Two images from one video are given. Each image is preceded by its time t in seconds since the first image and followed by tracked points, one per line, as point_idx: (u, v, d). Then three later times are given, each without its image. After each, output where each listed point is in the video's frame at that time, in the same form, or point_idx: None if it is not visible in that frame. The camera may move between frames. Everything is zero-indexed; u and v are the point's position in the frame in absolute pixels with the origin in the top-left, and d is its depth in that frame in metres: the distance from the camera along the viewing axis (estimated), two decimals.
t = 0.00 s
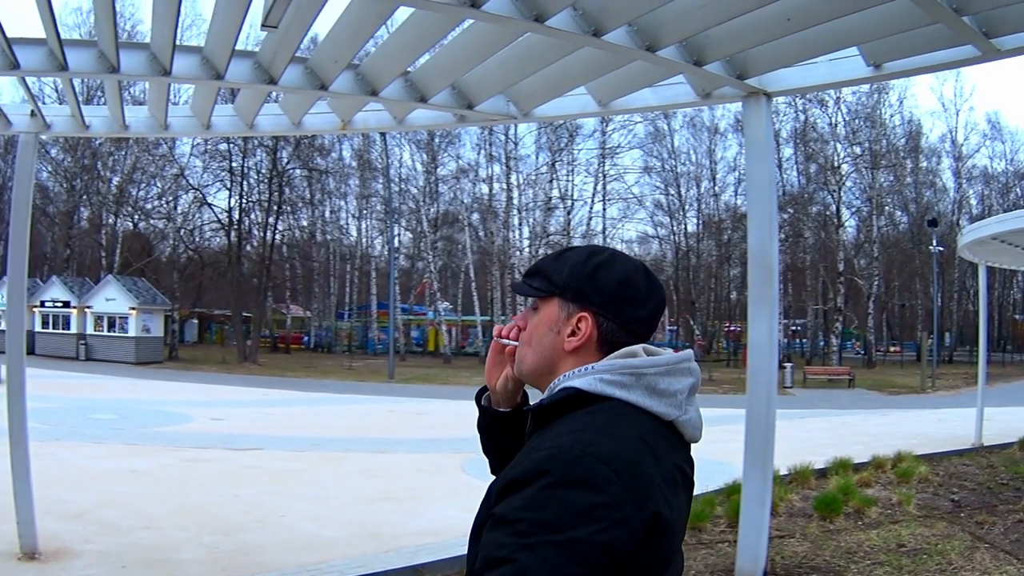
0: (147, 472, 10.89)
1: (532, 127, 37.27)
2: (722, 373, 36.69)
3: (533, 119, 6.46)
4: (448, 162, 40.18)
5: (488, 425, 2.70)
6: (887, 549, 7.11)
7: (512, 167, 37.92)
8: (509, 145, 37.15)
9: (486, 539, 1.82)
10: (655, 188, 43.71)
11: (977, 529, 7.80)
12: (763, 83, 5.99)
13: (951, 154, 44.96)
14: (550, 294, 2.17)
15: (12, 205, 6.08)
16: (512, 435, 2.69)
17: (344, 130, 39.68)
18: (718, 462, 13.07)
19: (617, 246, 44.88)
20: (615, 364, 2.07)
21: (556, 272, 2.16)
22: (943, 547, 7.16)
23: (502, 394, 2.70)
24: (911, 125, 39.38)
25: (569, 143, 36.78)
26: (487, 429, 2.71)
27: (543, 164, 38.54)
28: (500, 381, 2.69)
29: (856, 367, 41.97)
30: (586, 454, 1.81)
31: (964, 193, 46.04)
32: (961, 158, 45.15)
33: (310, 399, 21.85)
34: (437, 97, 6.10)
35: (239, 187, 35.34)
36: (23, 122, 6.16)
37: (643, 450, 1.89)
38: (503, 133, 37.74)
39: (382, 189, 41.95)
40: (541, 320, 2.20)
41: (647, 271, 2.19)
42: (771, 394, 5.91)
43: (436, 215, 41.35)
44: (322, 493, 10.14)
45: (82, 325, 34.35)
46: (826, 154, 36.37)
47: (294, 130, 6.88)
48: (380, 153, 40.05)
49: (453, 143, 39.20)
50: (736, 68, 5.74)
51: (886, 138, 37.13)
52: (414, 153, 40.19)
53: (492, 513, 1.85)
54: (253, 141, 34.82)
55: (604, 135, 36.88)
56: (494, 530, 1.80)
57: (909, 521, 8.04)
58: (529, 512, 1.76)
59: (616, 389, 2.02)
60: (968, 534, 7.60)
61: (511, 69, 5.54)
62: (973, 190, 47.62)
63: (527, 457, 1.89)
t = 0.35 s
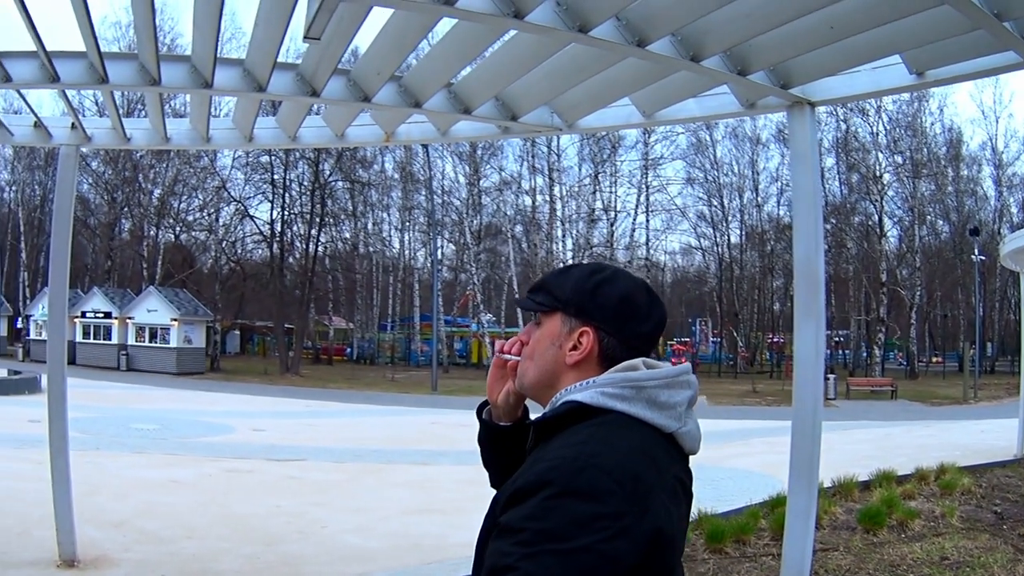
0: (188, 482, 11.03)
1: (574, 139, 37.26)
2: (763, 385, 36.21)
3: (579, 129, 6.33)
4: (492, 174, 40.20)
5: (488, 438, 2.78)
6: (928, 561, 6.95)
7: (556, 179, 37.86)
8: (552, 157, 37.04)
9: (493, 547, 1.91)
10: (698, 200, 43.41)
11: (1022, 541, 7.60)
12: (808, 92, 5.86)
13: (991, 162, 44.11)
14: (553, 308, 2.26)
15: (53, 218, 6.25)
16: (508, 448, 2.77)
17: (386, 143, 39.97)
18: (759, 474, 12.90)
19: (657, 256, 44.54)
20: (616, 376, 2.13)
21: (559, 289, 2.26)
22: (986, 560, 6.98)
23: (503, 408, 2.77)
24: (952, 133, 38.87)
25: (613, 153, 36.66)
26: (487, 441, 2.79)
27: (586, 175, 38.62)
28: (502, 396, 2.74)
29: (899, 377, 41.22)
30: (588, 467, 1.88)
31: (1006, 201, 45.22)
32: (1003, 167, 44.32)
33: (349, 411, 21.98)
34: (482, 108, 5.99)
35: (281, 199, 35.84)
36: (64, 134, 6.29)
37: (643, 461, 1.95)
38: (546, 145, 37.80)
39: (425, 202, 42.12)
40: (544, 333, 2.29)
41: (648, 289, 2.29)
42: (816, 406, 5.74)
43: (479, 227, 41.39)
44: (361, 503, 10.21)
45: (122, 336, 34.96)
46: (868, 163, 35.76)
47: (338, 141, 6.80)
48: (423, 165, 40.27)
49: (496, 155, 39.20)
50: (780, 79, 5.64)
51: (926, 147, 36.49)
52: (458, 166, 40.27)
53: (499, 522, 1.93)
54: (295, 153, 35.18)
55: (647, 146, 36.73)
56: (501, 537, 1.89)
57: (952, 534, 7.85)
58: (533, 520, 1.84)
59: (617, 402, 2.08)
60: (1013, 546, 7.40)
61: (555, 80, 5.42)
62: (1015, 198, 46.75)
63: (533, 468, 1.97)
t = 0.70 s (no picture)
0: (235, 492, 11.13)
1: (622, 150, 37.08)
2: (811, 397, 35.52)
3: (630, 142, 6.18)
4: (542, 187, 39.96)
5: (487, 455, 2.75)
6: None
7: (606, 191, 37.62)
8: (601, 169, 36.79)
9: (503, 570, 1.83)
10: (746, 211, 42.80)
11: None
12: (859, 102, 5.63)
13: None
14: (558, 329, 2.19)
15: (99, 228, 6.38)
16: (506, 465, 2.74)
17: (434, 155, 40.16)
18: (806, 487, 12.60)
19: (705, 268, 44.09)
20: (618, 397, 2.07)
21: (564, 309, 2.20)
22: None
23: (502, 426, 2.72)
24: (1000, 142, 38.10)
25: (662, 165, 36.33)
26: (485, 459, 2.76)
27: (635, 187, 38.39)
28: (502, 414, 2.69)
29: (945, 391, 40.23)
30: (599, 485, 1.83)
31: None
32: None
33: (392, 422, 22.04)
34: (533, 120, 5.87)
35: (329, 211, 36.23)
36: (110, 144, 6.42)
37: (650, 477, 1.90)
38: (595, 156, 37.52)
39: (474, 214, 42.17)
40: (549, 354, 2.21)
41: (653, 312, 2.22)
42: (870, 421, 5.58)
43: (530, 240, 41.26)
44: (404, 515, 10.19)
45: (169, 345, 35.37)
46: (915, 174, 34.93)
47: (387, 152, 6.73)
48: (472, 177, 40.36)
49: (546, 167, 38.95)
50: (831, 89, 5.46)
51: (972, 157, 35.61)
52: (506, 177, 40.18)
53: (510, 544, 1.87)
54: (343, 164, 35.49)
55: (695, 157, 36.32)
56: (511, 561, 1.82)
57: (1003, 549, 7.60)
58: (545, 540, 1.79)
59: (620, 421, 2.02)
60: None
61: (606, 91, 5.31)
62: None
63: (541, 489, 1.91)
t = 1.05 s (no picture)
0: (275, 498, 11.21)
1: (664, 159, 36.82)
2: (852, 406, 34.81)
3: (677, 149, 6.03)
4: (583, 195, 39.80)
5: (488, 451, 2.83)
6: None
7: (648, 200, 37.35)
8: (643, 177, 36.50)
9: (513, 561, 1.91)
10: (787, 220, 42.17)
11: None
12: (905, 108, 5.45)
13: None
14: (564, 324, 2.30)
15: (138, 234, 6.43)
16: (507, 465, 2.81)
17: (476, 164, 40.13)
18: (847, 496, 12.37)
19: (746, 276, 43.54)
20: (619, 388, 2.18)
21: (569, 307, 2.30)
22: None
23: (506, 424, 2.81)
24: None
25: (703, 173, 35.96)
26: (488, 458, 2.83)
27: (676, 196, 38.14)
28: (505, 412, 2.79)
29: (985, 400, 39.40)
30: (603, 471, 1.93)
31: None
32: None
33: (427, 429, 22.03)
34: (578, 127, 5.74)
35: (371, 219, 36.44)
36: (149, 151, 6.45)
37: (650, 466, 2.00)
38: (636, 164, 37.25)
39: (516, 223, 42.02)
40: (553, 349, 2.32)
41: (654, 310, 2.34)
42: (917, 426, 5.38)
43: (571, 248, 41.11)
44: (442, 522, 10.18)
45: (210, 352, 36.21)
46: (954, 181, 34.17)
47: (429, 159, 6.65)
48: (514, 186, 40.33)
49: (586, 176, 38.70)
50: (876, 94, 5.29)
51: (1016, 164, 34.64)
52: (548, 186, 40.03)
53: (517, 536, 1.95)
54: (385, 174, 35.75)
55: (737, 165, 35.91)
56: (521, 551, 1.90)
57: None
58: (553, 527, 1.87)
59: (621, 412, 2.13)
60: None
61: (648, 99, 5.16)
62: None
63: (548, 478, 2.00)
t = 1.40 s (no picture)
0: (321, 498, 11.28)
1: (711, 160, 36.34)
2: (898, 409, 33.93)
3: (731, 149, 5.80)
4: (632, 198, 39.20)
5: (497, 450, 2.80)
6: None
7: (696, 201, 36.96)
8: (691, 179, 36.04)
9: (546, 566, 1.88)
10: (834, 222, 41.28)
11: None
12: (958, 108, 5.25)
13: None
14: (580, 323, 2.28)
15: (185, 233, 6.47)
16: (516, 463, 2.78)
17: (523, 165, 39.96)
18: (894, 500, 12.06)
19: (794, 278, 42.75)
20: (639, 388, 2.17)
21: (584, 305, 2.28)
22: None
23: (515, 423, 2.80)
24: None
25: (751, 175, 35.36)
26: (495, 457, 2.82)
27: (724, 198, 37.61)
28: (514, 411, 2.78)
29: None
30: (637, 470, 1.91)
31: None
32: None
33: (464, 429, 21.94)
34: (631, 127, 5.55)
35: (418, 220, 36.54)
36: (195, 150, 6.51)
37: (679, 465, 1.99)
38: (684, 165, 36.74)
39: (563, 224, 41.77)
40: (568, 349, 2.30)
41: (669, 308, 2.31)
42: (970, 428, 5.15)
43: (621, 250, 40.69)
44: (484, 523, 10.16)
45: (256, 352, 36.63)
46: (1000, 183, 33.19)
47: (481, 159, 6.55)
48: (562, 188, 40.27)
49: (635, 177, 38.17)
50: (930, 93, 5.09)
51: None
52: (596, 187, 39.64)
53: (552, 542, 1.90)
54: (433, 175, 35.87)
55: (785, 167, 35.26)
56: (557, 555, 1.86)
57: None
58: (592, 531, 1.84)
59: (645, 412, 2.12)
60: None
61: (703, 99, 4.96)
62: None
63: (583, 481, 1.97)
